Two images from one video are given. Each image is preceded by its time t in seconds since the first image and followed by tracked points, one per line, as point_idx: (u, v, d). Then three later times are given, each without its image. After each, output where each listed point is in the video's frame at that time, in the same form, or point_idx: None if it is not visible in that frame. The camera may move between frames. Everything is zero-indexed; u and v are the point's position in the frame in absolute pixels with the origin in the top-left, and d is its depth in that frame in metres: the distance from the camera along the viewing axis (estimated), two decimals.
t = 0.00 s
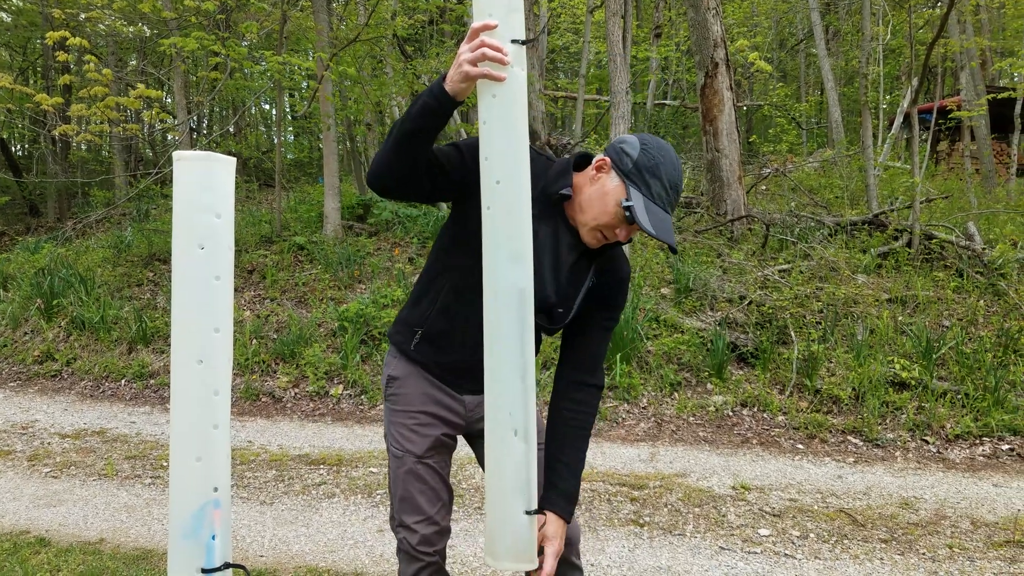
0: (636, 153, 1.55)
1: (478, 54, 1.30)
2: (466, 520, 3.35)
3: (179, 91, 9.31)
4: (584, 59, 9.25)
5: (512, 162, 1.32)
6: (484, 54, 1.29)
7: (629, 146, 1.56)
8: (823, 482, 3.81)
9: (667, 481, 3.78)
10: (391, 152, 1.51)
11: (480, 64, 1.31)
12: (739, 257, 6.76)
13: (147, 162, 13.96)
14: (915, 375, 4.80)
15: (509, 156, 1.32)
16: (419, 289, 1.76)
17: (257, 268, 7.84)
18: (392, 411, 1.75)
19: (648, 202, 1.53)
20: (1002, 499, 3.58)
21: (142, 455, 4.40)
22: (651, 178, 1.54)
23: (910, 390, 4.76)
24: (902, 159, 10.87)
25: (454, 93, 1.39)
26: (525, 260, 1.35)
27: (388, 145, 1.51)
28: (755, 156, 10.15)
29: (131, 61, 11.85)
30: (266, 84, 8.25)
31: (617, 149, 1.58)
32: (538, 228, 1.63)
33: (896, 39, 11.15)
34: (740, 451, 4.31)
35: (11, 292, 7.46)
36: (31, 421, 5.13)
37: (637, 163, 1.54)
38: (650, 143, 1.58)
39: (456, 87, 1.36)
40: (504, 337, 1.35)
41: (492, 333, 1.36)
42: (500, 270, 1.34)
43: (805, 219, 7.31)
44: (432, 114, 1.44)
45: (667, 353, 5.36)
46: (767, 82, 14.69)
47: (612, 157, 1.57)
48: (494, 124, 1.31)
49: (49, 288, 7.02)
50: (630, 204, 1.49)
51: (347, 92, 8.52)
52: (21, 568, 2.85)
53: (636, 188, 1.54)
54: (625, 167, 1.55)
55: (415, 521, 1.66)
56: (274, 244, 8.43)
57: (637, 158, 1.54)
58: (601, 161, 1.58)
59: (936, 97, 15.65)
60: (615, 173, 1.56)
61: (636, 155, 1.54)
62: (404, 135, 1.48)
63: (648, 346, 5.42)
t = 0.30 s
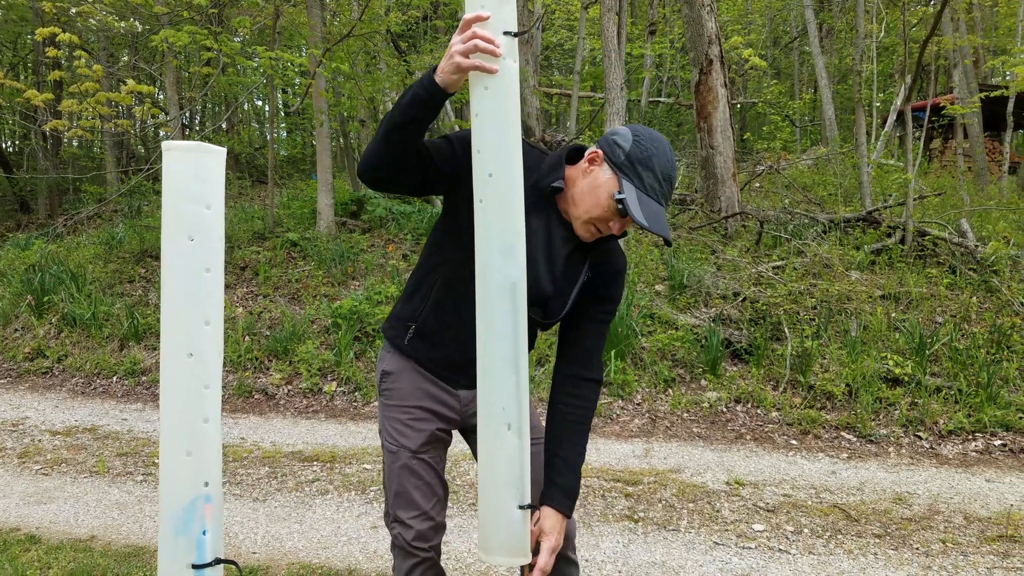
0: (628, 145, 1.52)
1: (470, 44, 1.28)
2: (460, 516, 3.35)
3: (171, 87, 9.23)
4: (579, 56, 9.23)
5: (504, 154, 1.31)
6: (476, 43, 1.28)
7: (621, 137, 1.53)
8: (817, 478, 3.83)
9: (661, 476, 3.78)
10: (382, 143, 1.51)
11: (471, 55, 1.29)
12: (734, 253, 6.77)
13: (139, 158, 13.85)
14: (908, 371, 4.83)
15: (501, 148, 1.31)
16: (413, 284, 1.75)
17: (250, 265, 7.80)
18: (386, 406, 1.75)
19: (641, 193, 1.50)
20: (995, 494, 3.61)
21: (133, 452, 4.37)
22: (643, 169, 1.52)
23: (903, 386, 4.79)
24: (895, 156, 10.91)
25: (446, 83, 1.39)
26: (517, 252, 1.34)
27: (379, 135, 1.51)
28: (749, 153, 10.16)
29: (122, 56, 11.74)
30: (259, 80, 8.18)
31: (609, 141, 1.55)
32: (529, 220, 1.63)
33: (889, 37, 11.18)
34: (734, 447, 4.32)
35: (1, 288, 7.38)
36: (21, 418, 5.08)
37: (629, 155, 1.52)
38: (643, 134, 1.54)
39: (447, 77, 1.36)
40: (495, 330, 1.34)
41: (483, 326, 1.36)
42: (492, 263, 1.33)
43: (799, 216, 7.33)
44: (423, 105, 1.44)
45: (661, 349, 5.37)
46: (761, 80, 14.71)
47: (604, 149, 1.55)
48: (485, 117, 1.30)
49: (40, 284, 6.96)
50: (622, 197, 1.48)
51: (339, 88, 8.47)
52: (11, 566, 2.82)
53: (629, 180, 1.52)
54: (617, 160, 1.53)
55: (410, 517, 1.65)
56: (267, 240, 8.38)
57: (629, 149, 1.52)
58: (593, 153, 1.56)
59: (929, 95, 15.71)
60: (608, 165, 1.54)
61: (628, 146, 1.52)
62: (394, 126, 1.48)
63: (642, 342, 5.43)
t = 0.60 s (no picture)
0: (628, 122, 1.51)
1: (468, 24, 1.27)
2: (455, 508, 3.34)
3: (162, 78, 9.12)
4: (574, 48, 9.18)
5: (500, 138, 1.29)
6: (473, 22, 1.26)
7: (620, 115, 1.51)
8: (813, 470, 3.85)
9: (657, 468, 3.79)
10: (378, 126, 1.49)
11: (468, 36, 1.27)
12: (729, 246, 6.77)
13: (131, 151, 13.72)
14: (904, 363, 4.85)
15: (498, 133, 1.29)
16: (410, 273, 1.73)
17: (243, 257, 7.74)
18: (384, 395, 1.73)
19: (642, 171, 1.49)
20: (990, 485, 3.63)
21: (126, 444, 4.34)
22: (644, 147, 1.50)
23: (898, 378, 4.81)
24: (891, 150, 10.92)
25: (441, 64, 1.37)
26: (514, 238, 1.32)
27: (375, 119, 1.49)
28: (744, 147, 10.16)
29: (113, 47, 11.61)
30: (251, 71, 8.10)
31: (609, 119, 1.53)
32: (529, 204, 1.61)
33: (885, 30, 11.17)
34: (729, 438, 4.33)
35: None
36: (12, 411, 5.04)
37: (630, 132, 1.50)
38: (642, 112, 1.53)
39: (444, 59, 1.34)
40: (492, 315, 1.33)
41: (481, 312, 1.34)
42: (488, 248, 1.31)
43: (795, 209, 7.33)
44: (418, 86, 1.42)
45: (657, 342, 5.37)
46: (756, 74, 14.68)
47: (604, 128, 1.53)
48: (481, 100, 1.28)
49: (31, 276, 6.89)
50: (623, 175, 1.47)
51: (333, 79, 8.39)
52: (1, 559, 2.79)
53: (630, 158, 1.50)
54: (618, 137, 1.51)
55: (408, 506, 1.64)
56: (259, 233, 8.32)
57: (629, 126, 1.50)
58: (592, 132, 1.54)
59: (924, 89, 15.71)
60: (608, 144, 1.52)
61: (628, 124, 1.50)
62: (390, 108, 1.46)
63: (638, 335, 5.43)
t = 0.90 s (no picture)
0: (630, 88, 1.46)
1: None
2: (453, 486, 3.35)
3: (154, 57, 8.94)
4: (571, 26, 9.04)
5: (499, 105, 1.25)
6: None
7: (622, 80, 1.47)
8: (811, 448, 3.86)
9: (654, 447, 3.80)
10: (372, 93, 1.45)
11: None
12: (729, 226, 6.74)
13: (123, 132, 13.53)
14: (903, 343, 4.86)
15: (496, 101, 1.25)
16: (406, 248, 1.70)
17: (238, 239, 7.66)
18: (381, 371, 1.70)
19: (644, 137, 1.45)
20: (988, 464, 3.65)
21: (122, 424, 4.32)
22: (647, 112, 1.46)
23: (897, 358, 4.82)
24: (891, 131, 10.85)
25: (436, 29, 1.33)
26: (513, 210, 1.29)
27: (369, 87, 1.44)
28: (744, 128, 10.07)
29: (103, 25, 11.40)
30: (243, 48, 7.95)
31: (611, 85, 1.49)
32: (528, 174, 1.58)
33: (887, 8, 11.03)
34: (726, 418, 4.35)
35: None
36: (7, 392, 5.01)
37: (632, 98, 1.46)
38: (644, 76, 1.49)
39: (440, 21, 1.30)
40: (492, 296, 1.30)
41: (479, 284, 1.31)
42: (487, 218, 1.28)
43: (794, 189, 7.28)
44: (412, 52, 1.37)
45: (655, 323, 5.36)
46: (757, 54, 14.52)
47: (606, 94, 1.49)
48: (479, 65, 1.24)
49: (25, 257, 6.82)
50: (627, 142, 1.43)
51: (327, 57, 8.25)
52: None
53: (632, 125, 1.46)
54: (620, 103, 1.47)
55: (405, 482, 1.63)
56: (254, 213, 8.24)
57: (631, 92, 1.46)
58: (594, 98, 1.50)
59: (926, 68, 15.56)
60: (610, 111, 1.48)
61: (630, 90, 1.46)
62: (385, 74, 1.41)
63: (636, 316, 5.42)
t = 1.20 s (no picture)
0: (627, 13, 1.37)
1: None
2: (450, 442, 3.35)
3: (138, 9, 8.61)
4: None
5: (493, 41, 1.17)
6: None
7: (619, 6, 1.38)
8: (808, 405, 3.88)
9: (650, 404, 3.80)
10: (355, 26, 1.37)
11: None
12: (728, 185, 6.66)
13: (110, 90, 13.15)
14: (902, 301, 4.86)
15: (491, 36, 1.17)
16: (397, 195, 1.63)
17: (230, 197, 7.52)
18: (373, 323, 1.66)
19: (643, 66, 1.37)
20: (986, 421, 3.68)
21: (116, 382, 4.29)
22: (645, 40, 1.37)
23: (896, 316, 4.82)
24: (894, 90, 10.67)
25: None
26: (510, 155, 1.22)
27: (352, 20, 1.37)
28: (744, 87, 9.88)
29: None
30: None
31: (607, 11, 1.40)
32: (522, 111, 1.53)
33: None
34: (723, 376, 4.36)
35: None
36: None
37: (629, 25, 1.37)
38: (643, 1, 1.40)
39: None
40: (489, 244, 1.24)
41: (474, 233, 1.25)
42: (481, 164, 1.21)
43: (795, 147, 7.16)
44: None
45: (653, 283, 5.33)
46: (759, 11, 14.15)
47: (602, 20, 1.40)
48: None
49: (14, 216, 6.67)
50: (624, 69, 1.35)
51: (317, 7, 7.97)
52: None
53: (630, 53, 1.37)
54: (616, 31, 1.38)
55: (399, 435, 1.61)
56: (247, 171, 8.07)
57: (628, 18, 1.37)
58: (589, 27, 1.41)
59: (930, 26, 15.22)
60: (606, 38, 1.39)
61: (627, 16, 1.37)
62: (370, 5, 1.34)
63: (633, 276, 5.38)
